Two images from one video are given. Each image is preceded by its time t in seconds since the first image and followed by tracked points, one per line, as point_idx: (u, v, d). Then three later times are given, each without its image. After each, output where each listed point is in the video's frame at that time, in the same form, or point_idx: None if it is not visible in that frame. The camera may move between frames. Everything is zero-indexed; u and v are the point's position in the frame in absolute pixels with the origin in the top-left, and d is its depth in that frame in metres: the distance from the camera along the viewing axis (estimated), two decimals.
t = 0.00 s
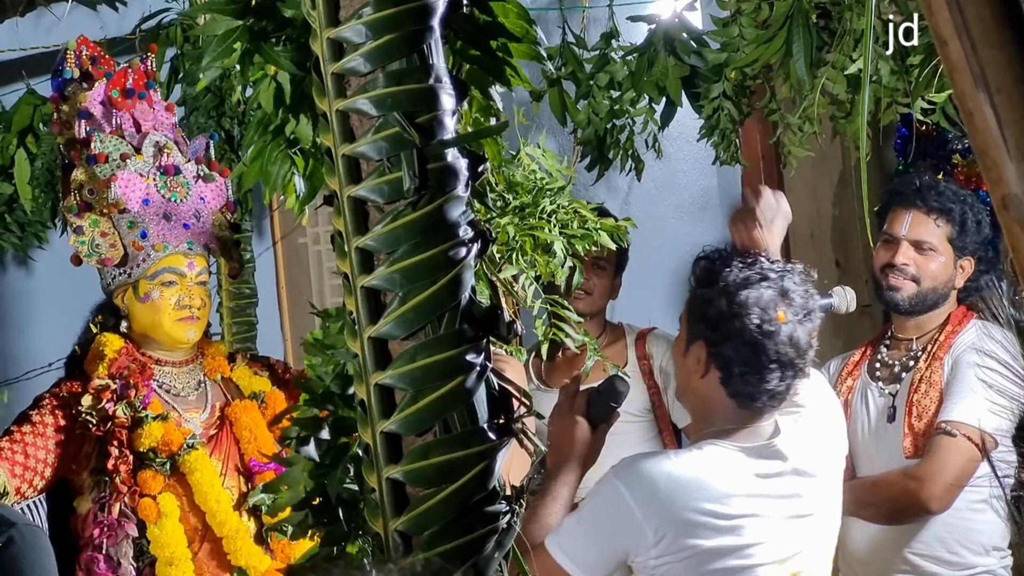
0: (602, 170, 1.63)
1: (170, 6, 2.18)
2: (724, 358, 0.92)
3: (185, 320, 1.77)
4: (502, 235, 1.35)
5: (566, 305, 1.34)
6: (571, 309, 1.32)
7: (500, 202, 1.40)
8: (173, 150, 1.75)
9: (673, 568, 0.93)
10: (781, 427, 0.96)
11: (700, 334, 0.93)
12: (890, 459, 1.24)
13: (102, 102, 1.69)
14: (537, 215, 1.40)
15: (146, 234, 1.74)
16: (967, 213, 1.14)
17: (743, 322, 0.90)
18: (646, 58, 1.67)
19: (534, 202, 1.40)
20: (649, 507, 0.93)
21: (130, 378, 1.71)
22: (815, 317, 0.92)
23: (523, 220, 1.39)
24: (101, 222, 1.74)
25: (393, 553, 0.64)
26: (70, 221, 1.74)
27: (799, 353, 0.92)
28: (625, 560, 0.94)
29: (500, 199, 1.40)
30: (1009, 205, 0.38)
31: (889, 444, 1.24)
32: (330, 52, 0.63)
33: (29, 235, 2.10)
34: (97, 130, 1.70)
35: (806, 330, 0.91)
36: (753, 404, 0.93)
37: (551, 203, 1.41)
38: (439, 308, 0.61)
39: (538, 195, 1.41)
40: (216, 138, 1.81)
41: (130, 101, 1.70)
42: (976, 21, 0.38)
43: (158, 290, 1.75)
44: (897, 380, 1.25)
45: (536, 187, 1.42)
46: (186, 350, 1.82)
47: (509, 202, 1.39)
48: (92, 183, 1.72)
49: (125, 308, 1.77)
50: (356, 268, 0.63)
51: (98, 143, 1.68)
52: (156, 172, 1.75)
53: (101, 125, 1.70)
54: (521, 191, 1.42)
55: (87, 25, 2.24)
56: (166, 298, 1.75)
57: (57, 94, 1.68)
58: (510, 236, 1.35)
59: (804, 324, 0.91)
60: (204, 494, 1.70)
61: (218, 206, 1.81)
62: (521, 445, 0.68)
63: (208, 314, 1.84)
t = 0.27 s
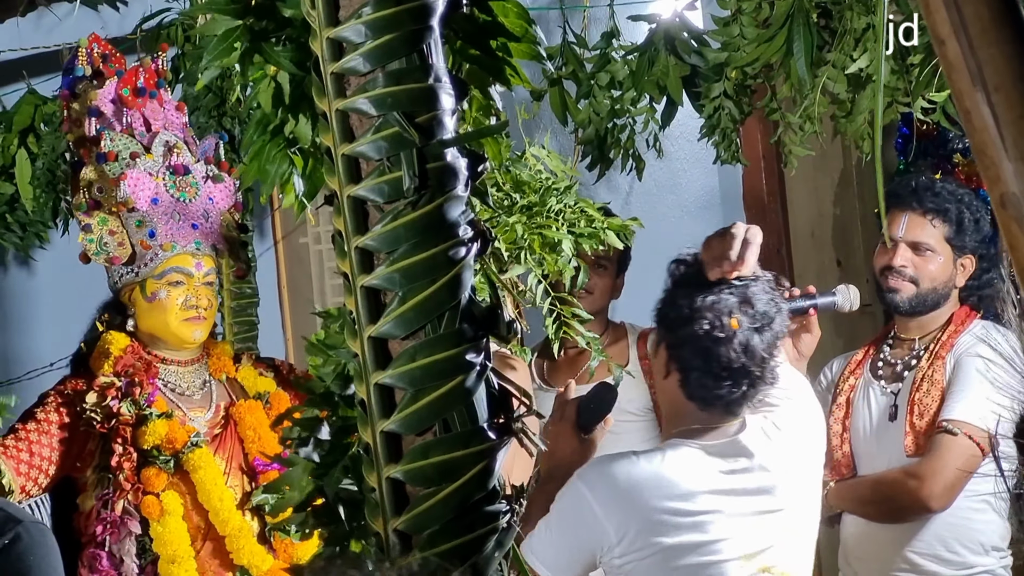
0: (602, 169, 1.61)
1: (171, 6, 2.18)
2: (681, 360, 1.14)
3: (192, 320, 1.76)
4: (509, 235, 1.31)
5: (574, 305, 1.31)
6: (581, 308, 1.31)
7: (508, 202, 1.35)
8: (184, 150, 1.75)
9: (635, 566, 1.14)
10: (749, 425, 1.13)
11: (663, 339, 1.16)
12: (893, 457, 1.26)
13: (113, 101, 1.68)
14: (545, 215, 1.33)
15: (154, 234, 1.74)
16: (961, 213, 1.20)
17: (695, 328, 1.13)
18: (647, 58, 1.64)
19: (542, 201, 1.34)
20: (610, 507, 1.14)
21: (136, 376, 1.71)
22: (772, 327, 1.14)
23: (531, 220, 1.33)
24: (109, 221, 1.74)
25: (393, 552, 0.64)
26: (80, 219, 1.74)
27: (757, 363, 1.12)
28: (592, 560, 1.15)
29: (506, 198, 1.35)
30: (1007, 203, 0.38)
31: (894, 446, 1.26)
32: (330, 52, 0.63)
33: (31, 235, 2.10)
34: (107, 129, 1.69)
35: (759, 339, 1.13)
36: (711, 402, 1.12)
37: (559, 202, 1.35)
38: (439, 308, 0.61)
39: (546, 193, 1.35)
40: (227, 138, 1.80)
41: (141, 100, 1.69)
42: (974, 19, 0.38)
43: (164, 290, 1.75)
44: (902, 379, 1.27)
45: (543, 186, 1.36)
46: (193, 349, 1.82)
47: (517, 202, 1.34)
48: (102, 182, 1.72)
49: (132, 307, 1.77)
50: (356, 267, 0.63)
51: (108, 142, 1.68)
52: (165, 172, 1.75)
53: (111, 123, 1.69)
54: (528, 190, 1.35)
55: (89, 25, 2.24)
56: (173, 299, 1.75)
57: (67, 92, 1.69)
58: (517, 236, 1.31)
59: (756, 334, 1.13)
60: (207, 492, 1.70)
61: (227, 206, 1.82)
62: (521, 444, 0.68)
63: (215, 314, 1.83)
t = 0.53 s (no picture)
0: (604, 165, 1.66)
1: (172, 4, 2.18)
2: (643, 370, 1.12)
3: (195, 321, 1.76)
4: (514, 235, 1.24)
5: (575, 302, 1.31)
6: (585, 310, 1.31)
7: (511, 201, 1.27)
8: (191, 148, 1.76)
9: (611, 561, 1.34)
10: (710, 418, 1.33)
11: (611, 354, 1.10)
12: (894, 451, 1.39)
13: (121, 96, 1.70)
14: (550, 214, 1.27)
15: (160, 233, 1.74)
16: (956, 210, 1.31)
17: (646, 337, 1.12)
18: (648, 56, 1.63)
19: (546, 200, 1.28)
20: (583, 507, 1.34)
21: (139, 373, 1.71)
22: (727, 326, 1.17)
23: (535, 219, 1.27)
24: (115, 219, 1.75)
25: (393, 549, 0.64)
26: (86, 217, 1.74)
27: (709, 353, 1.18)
28: (572, 562, 1.34)
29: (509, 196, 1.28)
30: (1008, 200, 0.38)
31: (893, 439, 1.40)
32: (331, 49, 0.63)
33: (32, 233, 2.10)
34: (114, 126, 1.70)
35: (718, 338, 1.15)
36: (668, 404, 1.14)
37: (562, 201, 1.29)
38: (439, 306, 0.61)
39: (550, 192, 1.28)
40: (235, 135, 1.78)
41: (149, 95, 1.70)
42: (974, 17, 0.38)
43: (169, 290, 1.75)
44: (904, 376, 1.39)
45: (547, 185, 1.30)
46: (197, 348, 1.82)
47: (521, 201, 1.27)
48: (109, 178, 1.73)
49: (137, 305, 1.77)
50: (357, 265, 0.63)
51: (116, 139, 1.70)
52: (172, 170, 1.75)
53: (119, 120, 1.70)
54: (532, 190, 1.30)
55: (90, 23, 2.24)
56: (177, 299, 1.75)
57: (77, 85, 1.70)
58: (522, 236, 1.24)
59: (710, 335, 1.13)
60: (210, 490, 1.70)
61: (235, 204, 1.82)
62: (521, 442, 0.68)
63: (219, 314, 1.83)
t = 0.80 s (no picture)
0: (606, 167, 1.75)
1: (173, 6, 2.18)
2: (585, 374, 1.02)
3: (200, 324, 1.77)
4: (521, 239, 1.34)
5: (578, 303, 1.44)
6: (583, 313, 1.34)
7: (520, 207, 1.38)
8: (196, 150, 1.75)
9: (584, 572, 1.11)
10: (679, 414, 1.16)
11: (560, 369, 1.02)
12: (896, 452, 1.43)
13: (128, 97, 1.68)
14: (556, 218, 1.36)
15: (164, 235, 1.74)
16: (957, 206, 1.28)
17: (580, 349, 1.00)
18: (650, 58, 1.62)
19: (552, 204, 1.39)
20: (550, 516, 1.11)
21: (143, 376, 1.72)
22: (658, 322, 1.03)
23: (542, 223, 1.36)
24: (120, 222, 1.74)
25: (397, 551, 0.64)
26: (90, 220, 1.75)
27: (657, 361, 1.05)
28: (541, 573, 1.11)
29: (517, 200, 1.40)
30: (1012, 202, 0.38)
31: (897, 440, 1.44)
32: (334, 52, 0.63)
33: (34, 235, 2.10)
34: (120, 127, 1.69)
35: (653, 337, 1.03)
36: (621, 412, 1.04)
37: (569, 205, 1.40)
38: (443, 308, 0.61)
39: (556, 197, 1.40)
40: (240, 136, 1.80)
41: (156, 96, 1.69)
42: (978, 19, 0.38)
43: (173, 292, 1.75)
44: (907, 376, 1.44)
45: (553, 190, 1.42)
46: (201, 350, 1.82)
47: (528, 206, 1.38)
48: (113, 181, 1.73)
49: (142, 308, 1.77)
50: (360, 266, 0.63)
51: (121, 141, 1.69)
52: (177, 173, 1.75)
53: (125, 121, 1.69)
54: (538, 193, 1.41)
55: (91, 26, 2.25)
56: (181, 301, 1.75)
57: (83, 86, 1.68)
58: (529, 239, 1.33)
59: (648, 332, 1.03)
60: (213, 493, 1.70)
61: (240, 206, 1.82)
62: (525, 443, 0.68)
63: (224, 317, 1.83)
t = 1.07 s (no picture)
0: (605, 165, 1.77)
1: (172, 4, 2.18)
2: (592, 394, 1.22)
3: (200, 321, 1.76)
4: (524, 238, 1.33)
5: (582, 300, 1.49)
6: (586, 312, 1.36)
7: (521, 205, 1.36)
8: (198, 148, 1.75)
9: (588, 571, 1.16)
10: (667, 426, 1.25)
11: (566, 382, 1.24)
12: (898, 451, 1.43)
13: (130, 94, 1.68)
14: (560, 217, 1.38)
15: (165, 233, 1.73)
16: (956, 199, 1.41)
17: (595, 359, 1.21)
18: (649, 56, 1.62)
19: (556, 203, 1.38)
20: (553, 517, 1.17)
21: (144, 374, 1.71)
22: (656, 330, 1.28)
23: (545, 221, 1.37)
24: (121, 218, 1.74)
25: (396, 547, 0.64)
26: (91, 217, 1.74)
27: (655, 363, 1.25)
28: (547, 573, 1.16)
29: (520, 199, 1.38)
30: (1013, 196, 0.37)
31: (898, 438, 1.43)
32: (334, 47, 0.63)
33: (33, 233, 2.09)
34: (121, 124, 1.69)
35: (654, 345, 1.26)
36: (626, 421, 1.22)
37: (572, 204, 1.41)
38: (443, 304, 0.61)
39: (559, 195, 1.39)
40: (242, 134, 1.81)
41: (157, 94, 1.69)
42: (979, 12, 0.37)
43: (174, 290, 1.74)
44: (911, 373, 1.44)
45: (556, 188, 1.41)
46: (202, 348, 1.82)
47: (531, 203, 1.36)
48: (115, 178, 1.72)
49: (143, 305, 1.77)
50: (360, 262, 0.63)
51: (123, 138, 1.69)
52: (178, 170, 1.74)
53: (126, 118, 1.69)
54: (541, 192, 1.40)
55: (91, 23, 2.25)
56: (182, 298, 1.75)
57: (85, 83, 1.68)
58: (533, 239, 1.33)
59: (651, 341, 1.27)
60: (212, 491, 1.69)
61: (241, 203, 1.82)
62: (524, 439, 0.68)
63: (225, 314, 1.84)
